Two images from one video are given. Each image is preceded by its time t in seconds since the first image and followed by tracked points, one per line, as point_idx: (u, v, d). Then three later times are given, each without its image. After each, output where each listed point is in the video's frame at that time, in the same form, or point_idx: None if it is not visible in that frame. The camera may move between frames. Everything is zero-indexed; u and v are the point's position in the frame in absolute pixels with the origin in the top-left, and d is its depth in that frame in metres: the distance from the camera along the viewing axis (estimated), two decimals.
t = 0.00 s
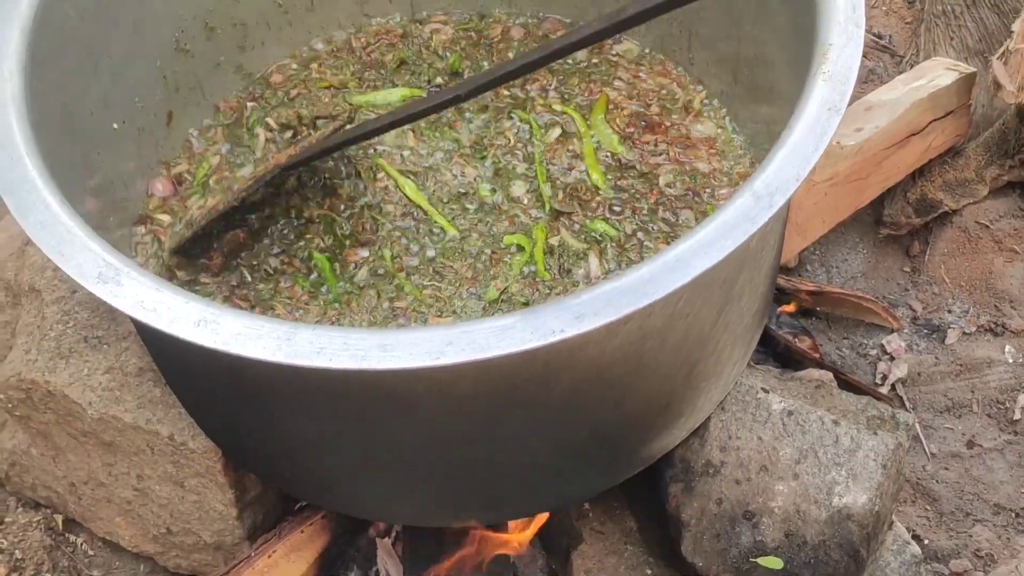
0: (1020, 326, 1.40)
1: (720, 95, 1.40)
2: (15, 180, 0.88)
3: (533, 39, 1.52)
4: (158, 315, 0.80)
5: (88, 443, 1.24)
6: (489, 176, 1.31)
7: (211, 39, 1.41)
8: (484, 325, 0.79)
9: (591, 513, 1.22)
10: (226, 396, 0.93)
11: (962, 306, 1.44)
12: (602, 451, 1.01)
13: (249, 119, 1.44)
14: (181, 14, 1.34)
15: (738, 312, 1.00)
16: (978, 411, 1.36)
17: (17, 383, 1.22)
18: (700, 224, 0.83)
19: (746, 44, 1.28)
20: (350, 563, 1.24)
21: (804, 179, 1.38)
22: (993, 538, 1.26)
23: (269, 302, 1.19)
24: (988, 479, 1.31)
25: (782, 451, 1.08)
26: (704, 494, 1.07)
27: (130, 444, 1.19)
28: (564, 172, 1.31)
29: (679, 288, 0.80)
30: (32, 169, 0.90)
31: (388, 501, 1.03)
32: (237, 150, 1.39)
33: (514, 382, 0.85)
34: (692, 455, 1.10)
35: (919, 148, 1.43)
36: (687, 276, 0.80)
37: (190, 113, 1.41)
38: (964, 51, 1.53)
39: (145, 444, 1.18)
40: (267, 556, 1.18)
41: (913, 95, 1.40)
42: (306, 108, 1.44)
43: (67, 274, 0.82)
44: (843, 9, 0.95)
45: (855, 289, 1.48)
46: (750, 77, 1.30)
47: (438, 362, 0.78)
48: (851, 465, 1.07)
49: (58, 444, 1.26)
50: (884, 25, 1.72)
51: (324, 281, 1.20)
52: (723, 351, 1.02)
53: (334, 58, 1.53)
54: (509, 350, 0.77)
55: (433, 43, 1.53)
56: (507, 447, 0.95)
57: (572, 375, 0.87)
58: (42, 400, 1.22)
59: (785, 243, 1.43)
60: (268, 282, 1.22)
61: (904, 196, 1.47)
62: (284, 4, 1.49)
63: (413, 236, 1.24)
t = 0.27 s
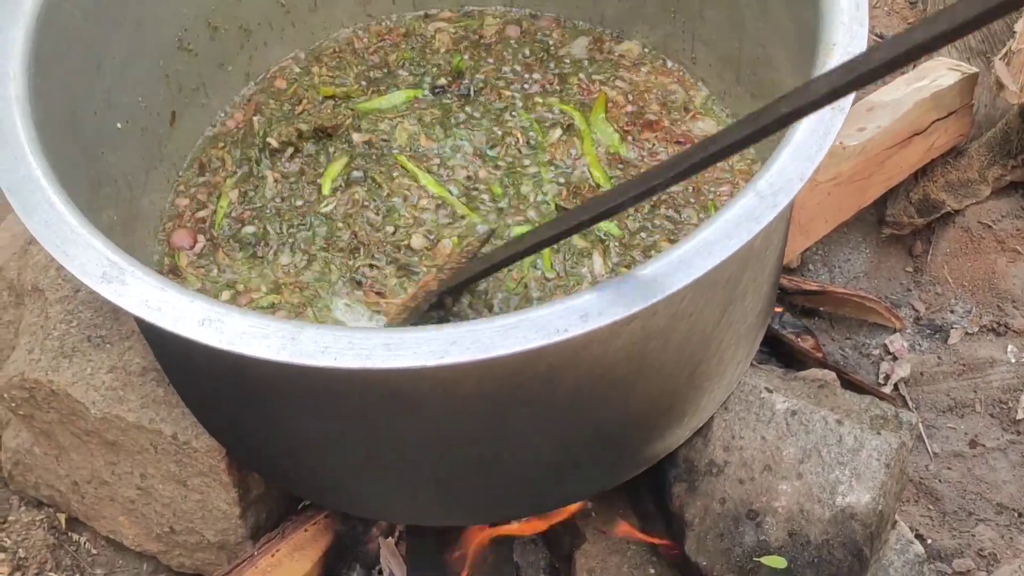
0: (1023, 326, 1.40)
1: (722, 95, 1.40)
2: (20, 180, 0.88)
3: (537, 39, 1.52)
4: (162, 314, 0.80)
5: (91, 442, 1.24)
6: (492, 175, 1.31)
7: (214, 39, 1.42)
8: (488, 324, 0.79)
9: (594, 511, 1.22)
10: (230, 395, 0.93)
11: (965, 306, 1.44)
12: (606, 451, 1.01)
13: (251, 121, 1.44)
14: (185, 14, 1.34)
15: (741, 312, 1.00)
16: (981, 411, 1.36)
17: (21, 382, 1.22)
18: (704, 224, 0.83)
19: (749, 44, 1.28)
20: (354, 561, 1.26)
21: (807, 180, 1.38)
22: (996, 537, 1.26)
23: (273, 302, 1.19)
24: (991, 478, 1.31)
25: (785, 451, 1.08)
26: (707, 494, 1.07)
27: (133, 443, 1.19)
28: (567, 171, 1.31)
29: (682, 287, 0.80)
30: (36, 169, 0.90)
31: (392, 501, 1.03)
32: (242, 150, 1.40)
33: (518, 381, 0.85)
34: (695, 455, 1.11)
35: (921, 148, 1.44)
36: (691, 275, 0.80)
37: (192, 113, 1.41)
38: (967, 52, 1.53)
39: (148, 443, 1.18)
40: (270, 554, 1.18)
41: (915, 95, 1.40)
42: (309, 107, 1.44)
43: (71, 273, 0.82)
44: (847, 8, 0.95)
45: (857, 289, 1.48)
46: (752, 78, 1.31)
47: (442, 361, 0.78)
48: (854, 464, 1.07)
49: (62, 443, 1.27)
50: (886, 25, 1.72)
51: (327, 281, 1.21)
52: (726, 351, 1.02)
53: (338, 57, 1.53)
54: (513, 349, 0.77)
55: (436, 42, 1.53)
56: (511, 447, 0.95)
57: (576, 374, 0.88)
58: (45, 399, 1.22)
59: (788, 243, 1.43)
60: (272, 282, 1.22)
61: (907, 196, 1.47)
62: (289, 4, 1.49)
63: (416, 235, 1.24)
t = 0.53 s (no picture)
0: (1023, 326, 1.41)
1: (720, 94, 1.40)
2: (19, 180, 0.88)
3: (538, 39, 1.52)
4: (161, 314, 0.80)
5: (90, 442, 1.24)
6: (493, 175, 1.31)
7: (214, 39, 1.42)
8: (487, 324, 0.79)
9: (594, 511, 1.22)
10: (230, 395, 0.93)
11: (965, 306, 1.44)
12: (605, 451, 1.01)
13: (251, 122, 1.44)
14: (185, 14, 1.34)
15: (741, 312, 1.00)
16: (981, 411, 1.36)
17: (20, 382, 1.22)
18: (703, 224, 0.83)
19: (750, 43, 1.28)
20: (353, 563, 1.27)
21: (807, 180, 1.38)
22: (995, 538, 1.26)
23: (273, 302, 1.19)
24: (991, 479, 1.31)
25: (784, 451, 1.08)
26: (706, 494, 1.07)
27: (133, 443, 1.20)
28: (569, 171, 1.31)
29: (681, 289, 0.80)
30: (36, 168, 0.90)
31: (391, 501, 1.03)
32: (243, 150, 1.40)
33: (518, 382, 0.85)
34: (695, 455, 1.10)
35: (921, 148, 1.44)
36: (690, 277, 0.80)
37: (192, 113, 1.41)
38: (967, 52, 1.53)
39: (148, 443, 1.18)
40: (269, 555, 1.18)
41: (916, 95, 1.40)
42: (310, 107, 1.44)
43: (71, 273, 0.82)
44: (847, 9, 0.95)
45: (858, 289, 1.49)
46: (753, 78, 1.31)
47: (441, 362, 0.78)
48: (854, 465, 1.07)
49: (61, 443, 1.27)
50: (887, 24, 1.72)
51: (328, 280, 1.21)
52: (726, 351, 1.02)
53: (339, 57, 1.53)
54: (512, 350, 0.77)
55: (436, 41, 1.53)
56: (511, 447, 0.95)
57: (575, 375, 0.88)
58: (45, 399, 1.22)
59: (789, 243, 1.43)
60: (273, 282, 1.22)
61: (907, 196, 1.47)
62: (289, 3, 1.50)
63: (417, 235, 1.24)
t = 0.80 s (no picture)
0: (1019, 324, 1.40)
1: (720, 94, 1.40)
2: (13, 176, 0.88)
3: (534, 37, 1.52)
4: (155, 311, 0.80)
5: (86, 440, 1.24)
6: (489, 173, 1.31)
7: (210, 37, 1.42)
8: (480, 321, 0.79)
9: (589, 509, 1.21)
10: (223, 392, 0.93)
11: (961, 304, 1.44)
12: (600, 448, 1.01)
13: (246, 120, 1.44)
14: (181, 11, 1.34)
15: (735, 309, 1.00)
16: (977, 409, 1.36)
17: (15, 380, 1.22)
18: (698, 221, 0.83)
19: (749, 43, 1.28)
20: (349, 560, 1.26)
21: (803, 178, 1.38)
22: (991, 536, 1.26)
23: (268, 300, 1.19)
24: (987, 477, 1.31)
25: (779, 448, 1.08)
26: (701, 491, 1.07)
27: (128, 441, 1.20)
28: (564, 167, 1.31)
29: (675, 285, 0.80)
30: (30, 166, 0.90)
31: (386, 498, 1.03)
32: (239, 148, 1.40)
33: (512, 378, 0.85)
34: (690, 453, 1.10)
35: (918, 146, 1.44)
36: (684, 272, 0.80)
37: (189, 111, 1.41)
38: (964, 50, 1.53)
39: (143, 441, 1.18)
40: (264, 553, 1.18)
41: (912, 93, 1.40)
42: (307, 106, 1.44)
43: (63, 270, 0.82)
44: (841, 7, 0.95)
45: (854, 287, 1.49)
46: (749, 76, 1.31)
47: (434, 358, 0.78)
48: (849, 462, 1.07)
49: (57, 441, 1.27)
50: (883, 23, 1.72)
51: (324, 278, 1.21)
52: (721, 348, 1.02)
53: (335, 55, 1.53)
54: (506, 346, 0.77)
55: (432, 40, 1.53)
56: (505, 444, 0.95)
57: (569, 371, 0.87)
58: (40, 397, 1.22)
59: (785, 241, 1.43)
60: (270, 280, 1.22)
61: (903, 195, 1.47)
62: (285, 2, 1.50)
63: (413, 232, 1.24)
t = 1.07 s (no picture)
0: (1013, 328, 1.39)
1: (711, 96, 1.39)
2: None
3: (526, 40, 1.52)
4: (137, 320, 0.79)
5: (74, 447, 1.23)
6: (480, 177, 1.31)
7: (199, 40, 1.41)
8: (466, 330, 0.79)
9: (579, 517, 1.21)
10: (209, 400, 0.93)
11: (955, 309, 1.44)
12: (590, 456, 1.00)
13: (234, 124, 1.42)
14: (170, 14, 1.33)
15: (726, 315, 0.99)
16: (971, 415, 1.35)
17: (2, 387, 1.21)
18: (686, 228, 0.83)
19: (739, 45, 1.27)
20: (338, 568, 1.26)
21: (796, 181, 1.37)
22: (986, 543, 1.26)
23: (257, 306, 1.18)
24: (981, 483, 1.30)
25: (771, 455, 1.07)
26: (692, 499, 1.07)
27: (116, 448, 1.19)
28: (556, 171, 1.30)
29: (663, 292, 0.79)
30: (12, 172, 0.89)
31: (376, 506, 1.03)
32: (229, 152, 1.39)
33: (499, 387, 0.84)
34: (681, 460, 1.09)
35: (912, 149, 1.43)
36: (672, 280, 0.79)
37: (178, 115, 1.41)
38: (959, 52, 1.52)
39: (131, 448, 1.17)
40: (254, 561, 1.17)
41: (905, 97, 1.39)
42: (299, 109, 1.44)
43: (45, 278, 0.81)
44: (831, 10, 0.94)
45: (848, 291, 1.48)
46: (740, 78, 1.30)
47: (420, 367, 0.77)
48: (841, 470, 1.06)
49: (45, 448, 1.26)
50: (877, 24, 1.71)
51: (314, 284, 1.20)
52: (712, 355, 1.01)
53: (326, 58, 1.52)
54: (492, 355, 0.76)
55: (424, 41, 1.52)
56: (494, 452, 0.94)
57: (558, 379, 0.87)
58: (28, 403, 1.21)
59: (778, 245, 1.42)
60: (260, 286, 1.21)
61: (897, 198, 1.46)
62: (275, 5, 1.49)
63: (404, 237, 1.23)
